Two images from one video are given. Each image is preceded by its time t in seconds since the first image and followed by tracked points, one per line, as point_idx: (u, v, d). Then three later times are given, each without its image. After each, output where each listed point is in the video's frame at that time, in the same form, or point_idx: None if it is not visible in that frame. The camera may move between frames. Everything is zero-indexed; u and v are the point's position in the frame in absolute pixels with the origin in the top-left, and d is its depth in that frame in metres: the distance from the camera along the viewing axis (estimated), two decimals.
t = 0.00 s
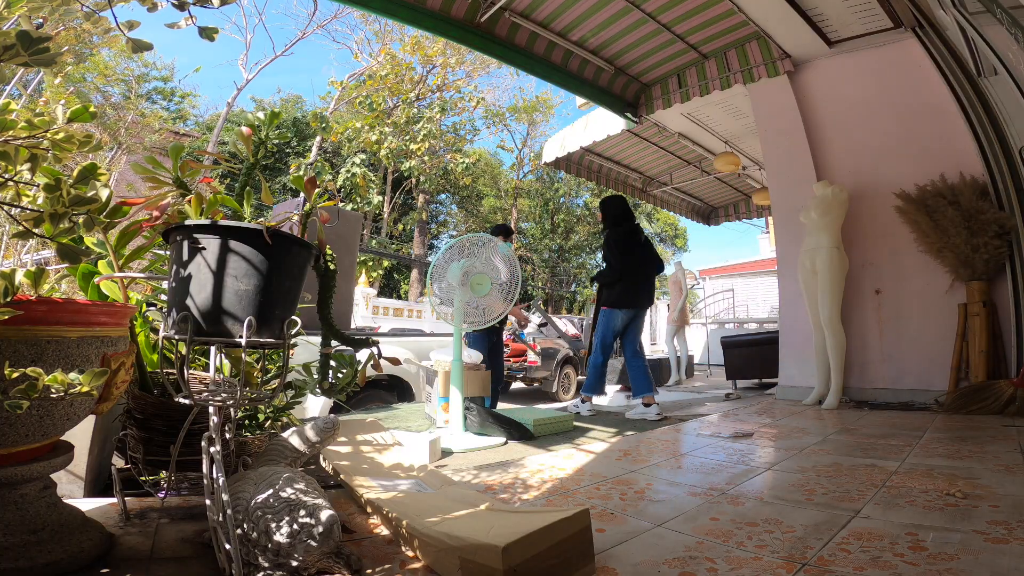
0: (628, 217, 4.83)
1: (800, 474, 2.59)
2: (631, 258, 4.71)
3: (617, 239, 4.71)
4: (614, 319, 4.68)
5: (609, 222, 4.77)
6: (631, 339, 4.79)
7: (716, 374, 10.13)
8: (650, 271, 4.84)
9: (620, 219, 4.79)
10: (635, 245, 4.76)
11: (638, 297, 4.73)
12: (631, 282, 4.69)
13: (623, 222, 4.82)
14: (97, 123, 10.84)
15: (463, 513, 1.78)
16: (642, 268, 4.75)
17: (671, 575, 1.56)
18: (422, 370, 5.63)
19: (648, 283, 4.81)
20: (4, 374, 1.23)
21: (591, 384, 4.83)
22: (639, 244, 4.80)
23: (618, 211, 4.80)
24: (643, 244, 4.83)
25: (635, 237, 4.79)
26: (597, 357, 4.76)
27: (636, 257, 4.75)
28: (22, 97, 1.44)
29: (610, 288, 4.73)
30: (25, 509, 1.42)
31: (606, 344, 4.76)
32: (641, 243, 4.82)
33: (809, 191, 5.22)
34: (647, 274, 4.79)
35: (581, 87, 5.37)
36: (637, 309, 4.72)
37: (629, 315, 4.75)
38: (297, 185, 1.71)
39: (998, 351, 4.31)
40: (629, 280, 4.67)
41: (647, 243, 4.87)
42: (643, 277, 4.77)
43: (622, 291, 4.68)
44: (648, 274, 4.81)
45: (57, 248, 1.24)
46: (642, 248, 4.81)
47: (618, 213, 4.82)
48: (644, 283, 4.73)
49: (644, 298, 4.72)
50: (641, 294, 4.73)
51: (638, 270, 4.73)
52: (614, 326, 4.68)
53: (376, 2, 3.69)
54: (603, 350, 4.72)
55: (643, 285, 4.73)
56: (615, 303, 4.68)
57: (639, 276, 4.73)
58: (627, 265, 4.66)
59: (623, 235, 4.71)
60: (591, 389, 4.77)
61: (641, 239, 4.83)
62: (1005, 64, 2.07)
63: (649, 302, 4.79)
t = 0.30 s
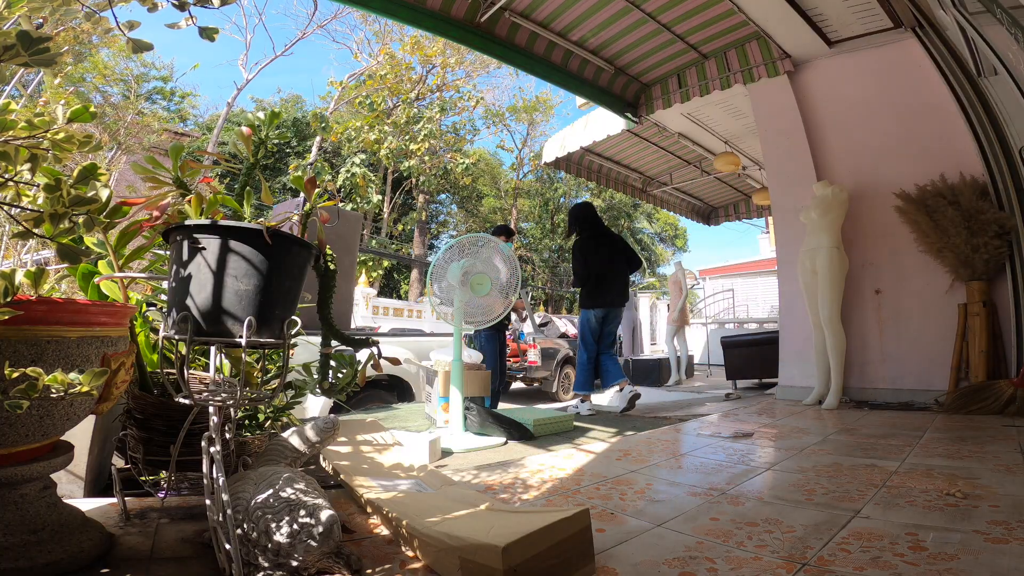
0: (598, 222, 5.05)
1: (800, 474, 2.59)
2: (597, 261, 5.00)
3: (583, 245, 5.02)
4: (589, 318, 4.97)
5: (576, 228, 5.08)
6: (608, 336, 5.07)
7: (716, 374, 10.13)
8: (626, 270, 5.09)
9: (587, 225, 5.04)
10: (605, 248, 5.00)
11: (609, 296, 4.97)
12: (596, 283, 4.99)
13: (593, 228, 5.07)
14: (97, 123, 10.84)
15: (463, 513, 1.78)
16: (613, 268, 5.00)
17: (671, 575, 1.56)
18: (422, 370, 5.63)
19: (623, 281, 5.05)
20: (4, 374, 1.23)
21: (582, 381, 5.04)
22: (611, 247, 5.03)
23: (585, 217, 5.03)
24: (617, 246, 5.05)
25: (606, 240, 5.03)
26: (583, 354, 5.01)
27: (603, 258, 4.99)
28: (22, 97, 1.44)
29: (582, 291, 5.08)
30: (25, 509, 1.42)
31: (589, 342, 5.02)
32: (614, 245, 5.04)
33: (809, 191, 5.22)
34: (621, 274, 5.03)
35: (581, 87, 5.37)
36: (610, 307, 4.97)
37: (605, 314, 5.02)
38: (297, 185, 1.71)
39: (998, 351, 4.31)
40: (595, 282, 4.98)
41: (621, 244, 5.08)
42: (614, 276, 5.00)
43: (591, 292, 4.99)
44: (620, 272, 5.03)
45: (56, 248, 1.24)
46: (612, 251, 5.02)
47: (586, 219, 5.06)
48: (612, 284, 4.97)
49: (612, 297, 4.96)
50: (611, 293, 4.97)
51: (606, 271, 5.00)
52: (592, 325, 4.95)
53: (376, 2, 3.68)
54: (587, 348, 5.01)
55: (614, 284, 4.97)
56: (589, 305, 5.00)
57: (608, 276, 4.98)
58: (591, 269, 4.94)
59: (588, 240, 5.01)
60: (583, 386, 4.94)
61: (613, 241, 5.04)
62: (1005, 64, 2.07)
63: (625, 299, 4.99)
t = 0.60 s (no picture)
0: (587, 226, 5.13)
1: (800, 474, 2.59)
2: (584, 263, 5.04)
3: (570, 248, 5.07)
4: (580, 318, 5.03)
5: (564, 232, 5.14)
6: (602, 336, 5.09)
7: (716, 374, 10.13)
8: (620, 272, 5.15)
9: (576, 229, 5.08)
10: (596, 250, 5.05)
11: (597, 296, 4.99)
12: (584, 285, 5.02)
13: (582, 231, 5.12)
14: (97, 123, 10.84)
15: (462, 513, 1.78)
16: (603, 269, 5.05)
17: (671, 575, 1.56)
18: (422, 370, 5.64)
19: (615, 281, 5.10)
20: (4, 374, 1.23)
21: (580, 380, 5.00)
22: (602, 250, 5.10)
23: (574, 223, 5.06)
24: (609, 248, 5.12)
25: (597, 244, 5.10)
26: (578, 354, 5.02)
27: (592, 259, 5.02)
28: (22, 98, 1.44)
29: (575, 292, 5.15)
30: (25, 509, 1.42)
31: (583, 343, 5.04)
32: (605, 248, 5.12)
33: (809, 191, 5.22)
34: (612, 273, 5.07)
35: (580, 87, 5.37)
36: (598, 308, 4.99)
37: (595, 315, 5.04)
38: (297, 185, 1.71)
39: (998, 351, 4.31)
40: (583, 283, 5.02)
41: (613, 246, 5.15)
42: (603, 277, 5.06)
43: (579, 294, 5.03)
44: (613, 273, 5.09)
45: (56, 248, 1.24)
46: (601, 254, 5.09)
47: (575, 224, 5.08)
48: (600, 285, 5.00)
49: (601, 297, 4.97)
50: (600, 293, 4.99)
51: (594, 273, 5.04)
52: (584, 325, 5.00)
53: (376, 2, 3.68)
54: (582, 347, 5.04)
55: (604, 284, 4.99)
56: (578, 307, 5.05)
57: (597, 277, 5.02)
58: (577, 272, 4.96)
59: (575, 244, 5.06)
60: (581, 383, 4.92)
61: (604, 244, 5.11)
62: (1005, 64, 2.06)
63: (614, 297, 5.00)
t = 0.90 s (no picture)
0: (587, 228, 5.20)
1: (800, 474, 2.59)
2: (579, 266, 5.24)
3: (568, 252, 5.27)
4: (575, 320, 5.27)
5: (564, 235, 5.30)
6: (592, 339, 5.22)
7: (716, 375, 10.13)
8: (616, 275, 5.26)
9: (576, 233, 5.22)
10: (591, 254, 5.21)
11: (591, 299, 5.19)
12: (579, 288, 5.25)
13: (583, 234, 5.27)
14: (97, 123, 10.83)
15: (463, 513, 1.78)
16: (599, 272, 5.20)
17: (671, 575, 1.56)
18: (422, 370, 5.64)
19: (612, 284, 5.22)
20: (4, 374, 1.23)
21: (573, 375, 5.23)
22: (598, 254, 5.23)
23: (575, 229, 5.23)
24: (605, 252, 5.22)
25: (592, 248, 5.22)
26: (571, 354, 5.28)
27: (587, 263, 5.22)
28: (22, 97, 1.43)
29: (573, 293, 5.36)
30: (25, 509, 1.42)
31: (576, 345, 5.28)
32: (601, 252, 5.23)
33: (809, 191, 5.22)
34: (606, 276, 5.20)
35: (580, 87, 5.37)
36: (591, 310, 5.18)
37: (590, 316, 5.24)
38: (297, 185, 1.71)
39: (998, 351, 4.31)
40: (577, 287, 5.26)
41: (610, 249, 5.24)
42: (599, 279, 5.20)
43: (574, 296, 5.28)
44: (609, 276, 5.21)
45: (57, 248, 1.24)
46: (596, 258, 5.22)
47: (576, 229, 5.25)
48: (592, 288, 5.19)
49: (594, 300, 5.17)
50: (593, 296, 5.18)
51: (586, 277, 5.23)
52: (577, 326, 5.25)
53: (376, 2, 3.69)
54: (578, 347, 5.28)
55: (598, 286, 5.16)
56: (574, 309, 5.29)
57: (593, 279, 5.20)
58: (571, 275, 5.22)
59: (569, 249, 5.27)
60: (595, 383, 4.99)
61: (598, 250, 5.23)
62: (1005, 64, 2.06)
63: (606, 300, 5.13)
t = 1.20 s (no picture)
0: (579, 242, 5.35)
1: (800, 474, 2.59)
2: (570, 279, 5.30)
3: (559, 264, 5.35)
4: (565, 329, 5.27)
5: (557, 248, 5.41)
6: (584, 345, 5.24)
7: (716, 375, 10.13)
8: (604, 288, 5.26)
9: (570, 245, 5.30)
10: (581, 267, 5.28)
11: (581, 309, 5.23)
12: (569, 299, 5.28)
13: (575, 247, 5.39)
14: (97, 123, 10.86)
15: (463, 513, 1.78)
16: (589, 285, 5.22)
17: (671, 575, 1.56)
18: (422, 370, 5.64)
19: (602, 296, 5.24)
20: (3, 374, 1.22)
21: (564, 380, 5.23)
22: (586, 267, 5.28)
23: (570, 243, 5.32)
24: (594, 266, 5.27)
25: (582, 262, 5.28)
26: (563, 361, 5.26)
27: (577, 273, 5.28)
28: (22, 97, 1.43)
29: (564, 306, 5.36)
30: (25, 509, 1.42)
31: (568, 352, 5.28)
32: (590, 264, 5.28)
33: (808, 191, 5.22)
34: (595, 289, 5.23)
35: (580, 87, 5.37)
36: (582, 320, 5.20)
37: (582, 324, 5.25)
38: (297, 185, 1.71)
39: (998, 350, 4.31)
40: (567, 298, 5.29)
41: (600, 262, 5.29)
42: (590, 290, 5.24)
43: (564, 308, 5.32)
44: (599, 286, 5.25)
45: (57, 248, 1.24)
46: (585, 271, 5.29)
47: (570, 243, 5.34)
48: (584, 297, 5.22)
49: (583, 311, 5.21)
50: (583, 307, 5.19)
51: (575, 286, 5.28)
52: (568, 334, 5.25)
53: (376, 2, 3.69)
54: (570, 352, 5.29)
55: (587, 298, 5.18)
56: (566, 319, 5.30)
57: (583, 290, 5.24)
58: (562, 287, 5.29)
59: (563, 262, 5.33)
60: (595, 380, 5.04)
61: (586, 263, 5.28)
62: (1005, 64, 2.06)
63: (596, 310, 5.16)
